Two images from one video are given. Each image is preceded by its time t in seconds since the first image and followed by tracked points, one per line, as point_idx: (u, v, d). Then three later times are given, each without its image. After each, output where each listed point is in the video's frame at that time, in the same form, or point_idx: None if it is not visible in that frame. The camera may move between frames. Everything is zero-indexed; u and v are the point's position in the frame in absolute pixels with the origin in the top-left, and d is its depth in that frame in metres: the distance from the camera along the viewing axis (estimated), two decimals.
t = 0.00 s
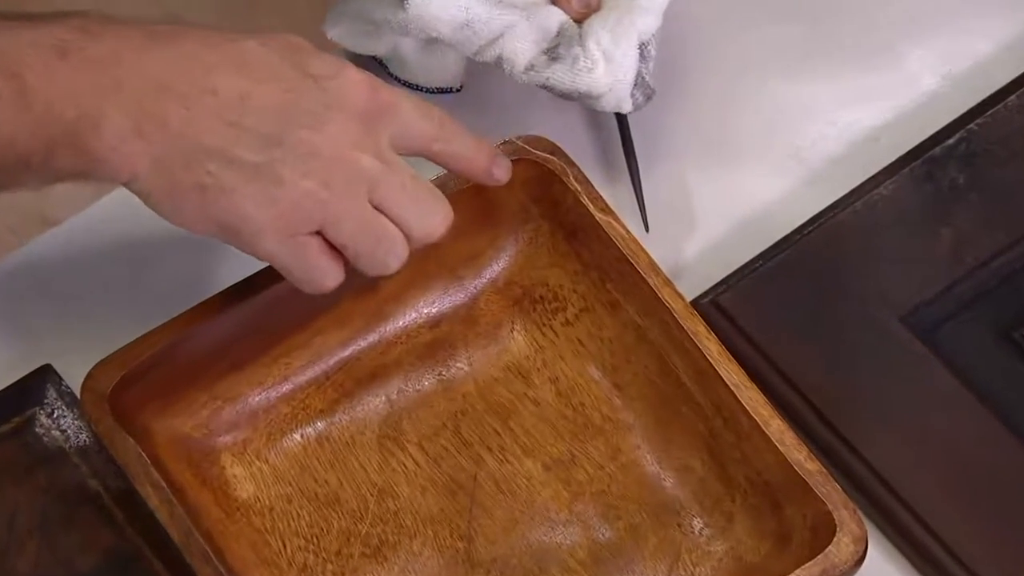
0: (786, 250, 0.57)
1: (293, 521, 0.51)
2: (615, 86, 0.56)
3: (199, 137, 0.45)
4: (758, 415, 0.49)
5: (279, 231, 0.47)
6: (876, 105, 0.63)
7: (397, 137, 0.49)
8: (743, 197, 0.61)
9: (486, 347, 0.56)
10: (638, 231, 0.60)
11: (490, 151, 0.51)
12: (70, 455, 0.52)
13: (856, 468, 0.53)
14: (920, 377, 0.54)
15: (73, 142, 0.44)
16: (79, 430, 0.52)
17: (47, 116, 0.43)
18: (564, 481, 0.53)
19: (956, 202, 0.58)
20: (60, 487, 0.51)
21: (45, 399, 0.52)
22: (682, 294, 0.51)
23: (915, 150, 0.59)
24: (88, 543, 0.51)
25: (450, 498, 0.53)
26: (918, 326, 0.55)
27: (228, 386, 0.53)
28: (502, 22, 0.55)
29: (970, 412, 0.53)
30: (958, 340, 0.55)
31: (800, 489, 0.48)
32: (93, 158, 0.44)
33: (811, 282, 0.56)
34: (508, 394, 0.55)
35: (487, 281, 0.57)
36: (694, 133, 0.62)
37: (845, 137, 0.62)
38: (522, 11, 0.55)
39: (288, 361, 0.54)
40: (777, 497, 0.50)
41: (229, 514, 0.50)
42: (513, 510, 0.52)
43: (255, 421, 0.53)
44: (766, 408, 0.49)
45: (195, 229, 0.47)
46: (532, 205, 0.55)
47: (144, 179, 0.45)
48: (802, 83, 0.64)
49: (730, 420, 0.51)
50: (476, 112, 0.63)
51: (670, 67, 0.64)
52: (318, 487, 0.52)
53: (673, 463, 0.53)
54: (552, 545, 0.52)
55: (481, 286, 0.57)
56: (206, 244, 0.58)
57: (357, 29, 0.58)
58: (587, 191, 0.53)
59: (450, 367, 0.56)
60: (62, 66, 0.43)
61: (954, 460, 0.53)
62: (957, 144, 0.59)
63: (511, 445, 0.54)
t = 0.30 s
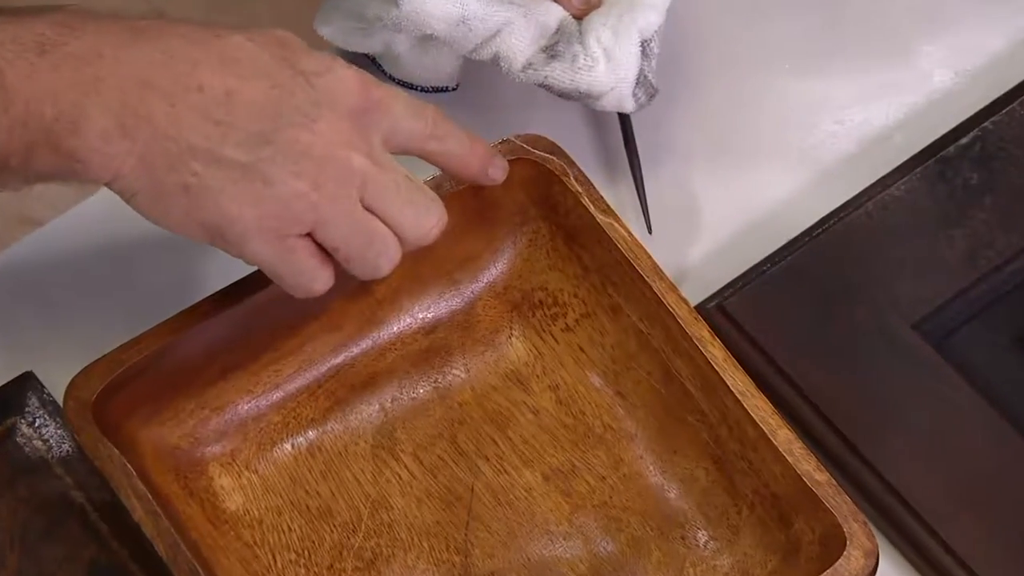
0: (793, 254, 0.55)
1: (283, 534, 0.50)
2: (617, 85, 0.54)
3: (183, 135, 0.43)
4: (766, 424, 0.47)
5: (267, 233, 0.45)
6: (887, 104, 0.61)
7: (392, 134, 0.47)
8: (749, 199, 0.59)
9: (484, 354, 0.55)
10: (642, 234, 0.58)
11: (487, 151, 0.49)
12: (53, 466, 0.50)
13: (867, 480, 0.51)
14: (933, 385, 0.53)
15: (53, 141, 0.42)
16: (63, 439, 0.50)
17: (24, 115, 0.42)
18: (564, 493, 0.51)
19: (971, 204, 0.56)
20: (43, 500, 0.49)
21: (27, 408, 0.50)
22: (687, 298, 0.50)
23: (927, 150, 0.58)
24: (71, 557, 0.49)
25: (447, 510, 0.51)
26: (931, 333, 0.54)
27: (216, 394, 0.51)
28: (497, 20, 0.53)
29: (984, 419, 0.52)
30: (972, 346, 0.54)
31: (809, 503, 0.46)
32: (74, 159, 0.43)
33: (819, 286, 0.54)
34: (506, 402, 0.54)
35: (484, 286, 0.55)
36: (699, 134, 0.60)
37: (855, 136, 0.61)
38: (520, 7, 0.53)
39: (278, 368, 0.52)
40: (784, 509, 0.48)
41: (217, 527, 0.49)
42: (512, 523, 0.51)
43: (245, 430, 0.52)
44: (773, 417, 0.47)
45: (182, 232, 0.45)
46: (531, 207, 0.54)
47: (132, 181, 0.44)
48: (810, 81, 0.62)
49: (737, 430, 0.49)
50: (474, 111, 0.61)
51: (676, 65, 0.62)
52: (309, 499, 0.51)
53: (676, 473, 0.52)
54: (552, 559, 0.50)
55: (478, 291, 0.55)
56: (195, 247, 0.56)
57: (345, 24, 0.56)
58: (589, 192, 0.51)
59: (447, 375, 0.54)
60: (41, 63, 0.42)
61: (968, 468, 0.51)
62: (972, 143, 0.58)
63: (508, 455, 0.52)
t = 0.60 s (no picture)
0: (802, 256, 0.53)
1: (274, 547, 0.48)
2: (616, 87, 0.53)
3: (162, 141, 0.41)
4: (776, 433, 0.45)
5: (249, 235, 0.43)
6: (901, 100, 0.60)
7: (386, 135, 0.44)
8: (757, 199, 0.58)
9: (482, 361, 0.53)
10: (647, 236, 0.56)
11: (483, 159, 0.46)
12: (35, 477, 0.48)
13: (880, 491, 0.49)
14: (948, 391, 0.51)
15: (23, 147, 0.40)
16: (46, 450, 0.48)
17: None
18: (566, 504, 0.50)
19: (987, 205, 0.55)
20: (24, 512, 0.47)
21: (9, 418, 0.49)
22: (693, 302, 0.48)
23: (944, 148, 0.56)
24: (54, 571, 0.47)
25: (444, 523, 0.49)
26: (947, 338, 0.52)
27: (204, 402, 0.49)
28: (491, 16, 0.51)
29: (999, 425, 0.50)
30: (990, 350, 0.52)
31: (820, 516, 0.45)
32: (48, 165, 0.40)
33: (830, 290, 0.53)
34: (505, 411, 0.52)
35: (483, 289, 0.53)
36: (706, 133, 0.58)
37: (869, 133, 0.59)
38: (516, 4, 0.51)
39: (268, 375, 0.50)
40: (795, 521, 0.46)
41: (205, 540, 0.47)
42: (511, 536, 0.49)
43: (234, 440, 0.50)
44: (783, 426, 0.45)
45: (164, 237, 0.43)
46: (530, 207, 0.52)
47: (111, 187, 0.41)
48: (821, 78, 0.60)
49: (745, 439, 0.47)
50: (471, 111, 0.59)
51: (682, 62, 0.60)
52: (301, 511, 0.49)
53: (682, 483, 0.50)
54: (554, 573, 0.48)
55: (476, 295, 0.53)
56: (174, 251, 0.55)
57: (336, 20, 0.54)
58: (590, 192, 0.49)
59: (444, 382, 0.52)
60: (24, 68, 0.39)
61: (983, 477, 0.49)
62: (990, 140, 0.56)
63: (508, 465, 0.50)
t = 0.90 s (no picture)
0: (814, 257, 0.51)
1: (268, 558, 0.46)
2: (638, 75, 0.51)
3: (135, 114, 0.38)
4: (787, 440, 0.44)
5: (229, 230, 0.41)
6: (916, 97, 0.58)
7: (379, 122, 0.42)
8: (768, 199, 0.56)
9: (483, 366, 0.51)
10: (653, 236, 0.55)
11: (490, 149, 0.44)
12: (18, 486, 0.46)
13: (896, 500, 0.48)
14: (965, 396, 0.49)
15: None
16: (30, 459, 0.47)
17: None
18: (570, 514, 0.48)
19: (1006, 204, 0.53)
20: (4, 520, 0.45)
21: None
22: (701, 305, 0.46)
23: (960, 145, 0.55)
24: None
25: (444, 533, 0.47)
26: (963, 342, 0.51)
27: (196, 408, 0.48)
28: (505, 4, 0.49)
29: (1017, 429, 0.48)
30: (1008, 357, 0.50)
31: (833, 525, 0.43)
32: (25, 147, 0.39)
33: (842, 292, 0.51)
34: (507, 417, 0.50)
35: (483, 291, 0.52)
36: (717, 131, 0.57)
37: (884, 130, 0.58)
38: None
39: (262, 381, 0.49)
40: (807, 532, 0.44)
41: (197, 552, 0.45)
42: (514, 547, 0.47)
43: (226, 447, 0.48)
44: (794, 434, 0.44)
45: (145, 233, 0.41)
46: (533, 207, 0.50)
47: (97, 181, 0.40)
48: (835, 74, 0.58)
49: (755, 446, 0.45)
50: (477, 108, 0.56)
51: (696, 56, 0.58)
52: (296, 521, 0.47)
53: (691, 492, 0.48)
54: None
55: (477, 297, 0.52)
56: (172, 236, 0.53)
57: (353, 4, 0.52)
58: (595, 191, 0.48)
59: (443, 388, 0.51)
60: None
61: (999, 482, 0.48)
62: (1008, 138, 0.54)
63: (510, 474, 0.49)
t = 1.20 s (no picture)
0: (825, 259, 0.50)
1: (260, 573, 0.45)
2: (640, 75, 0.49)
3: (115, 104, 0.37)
4: (800, 451, 0.42)
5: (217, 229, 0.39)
6: (931, 94, 0.57)
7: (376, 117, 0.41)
8: (777, 200, 0.54)
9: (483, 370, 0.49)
10: (660, 238, 0.53)
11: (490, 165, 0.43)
12: None
13: (911, 512, 0.46)
14: (980, 403, 0.48)
15: None
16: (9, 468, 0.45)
17: None
18: (573, 526, 0.46)
19: None
20: None
21: None
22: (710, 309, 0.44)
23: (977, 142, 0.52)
24: None
25: (443, 546, 0.46)
26: (980, 348, 0.48)
27: (189, 416, 0.46)
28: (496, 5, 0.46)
29: None
30: None
31: (846, 538, 0.41)
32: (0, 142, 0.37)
33: (855, 296, 0.49)
34: (508, 424, 0.48)
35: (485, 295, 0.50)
36: (724, 129, 0.55)
37: (897, 129, 0.56)
38: None
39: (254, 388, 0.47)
40: (819, 546, 0.43)
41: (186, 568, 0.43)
42: (514, 560, 0.46)
43: (218, 456, 0.46)
44: (807, 443, 0.42)
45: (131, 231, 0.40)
46: (536, 208, 0.49)
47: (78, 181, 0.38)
48: (847, 70, 0.56)
49: (766, 456, 0.44)
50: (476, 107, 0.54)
51: (703, 55, 0.56)
52: (290, 533, 0.45)
53: (699, 503, 0.46)
54: None
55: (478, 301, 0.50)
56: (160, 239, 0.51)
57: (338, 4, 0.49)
58: (600, 191, 0.46)
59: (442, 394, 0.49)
60: None
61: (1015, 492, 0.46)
62: None
63: (511, 484, 0.47)
